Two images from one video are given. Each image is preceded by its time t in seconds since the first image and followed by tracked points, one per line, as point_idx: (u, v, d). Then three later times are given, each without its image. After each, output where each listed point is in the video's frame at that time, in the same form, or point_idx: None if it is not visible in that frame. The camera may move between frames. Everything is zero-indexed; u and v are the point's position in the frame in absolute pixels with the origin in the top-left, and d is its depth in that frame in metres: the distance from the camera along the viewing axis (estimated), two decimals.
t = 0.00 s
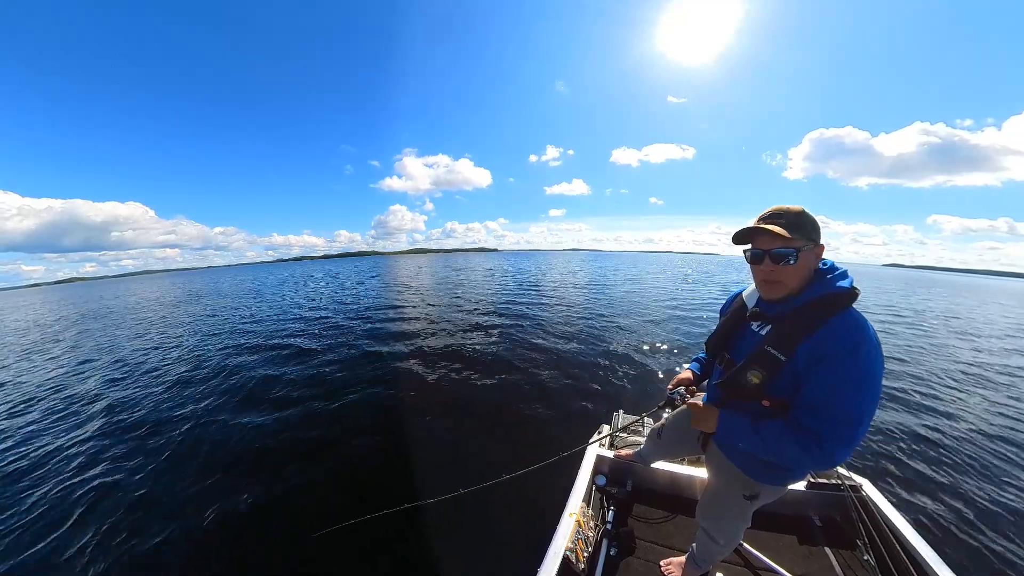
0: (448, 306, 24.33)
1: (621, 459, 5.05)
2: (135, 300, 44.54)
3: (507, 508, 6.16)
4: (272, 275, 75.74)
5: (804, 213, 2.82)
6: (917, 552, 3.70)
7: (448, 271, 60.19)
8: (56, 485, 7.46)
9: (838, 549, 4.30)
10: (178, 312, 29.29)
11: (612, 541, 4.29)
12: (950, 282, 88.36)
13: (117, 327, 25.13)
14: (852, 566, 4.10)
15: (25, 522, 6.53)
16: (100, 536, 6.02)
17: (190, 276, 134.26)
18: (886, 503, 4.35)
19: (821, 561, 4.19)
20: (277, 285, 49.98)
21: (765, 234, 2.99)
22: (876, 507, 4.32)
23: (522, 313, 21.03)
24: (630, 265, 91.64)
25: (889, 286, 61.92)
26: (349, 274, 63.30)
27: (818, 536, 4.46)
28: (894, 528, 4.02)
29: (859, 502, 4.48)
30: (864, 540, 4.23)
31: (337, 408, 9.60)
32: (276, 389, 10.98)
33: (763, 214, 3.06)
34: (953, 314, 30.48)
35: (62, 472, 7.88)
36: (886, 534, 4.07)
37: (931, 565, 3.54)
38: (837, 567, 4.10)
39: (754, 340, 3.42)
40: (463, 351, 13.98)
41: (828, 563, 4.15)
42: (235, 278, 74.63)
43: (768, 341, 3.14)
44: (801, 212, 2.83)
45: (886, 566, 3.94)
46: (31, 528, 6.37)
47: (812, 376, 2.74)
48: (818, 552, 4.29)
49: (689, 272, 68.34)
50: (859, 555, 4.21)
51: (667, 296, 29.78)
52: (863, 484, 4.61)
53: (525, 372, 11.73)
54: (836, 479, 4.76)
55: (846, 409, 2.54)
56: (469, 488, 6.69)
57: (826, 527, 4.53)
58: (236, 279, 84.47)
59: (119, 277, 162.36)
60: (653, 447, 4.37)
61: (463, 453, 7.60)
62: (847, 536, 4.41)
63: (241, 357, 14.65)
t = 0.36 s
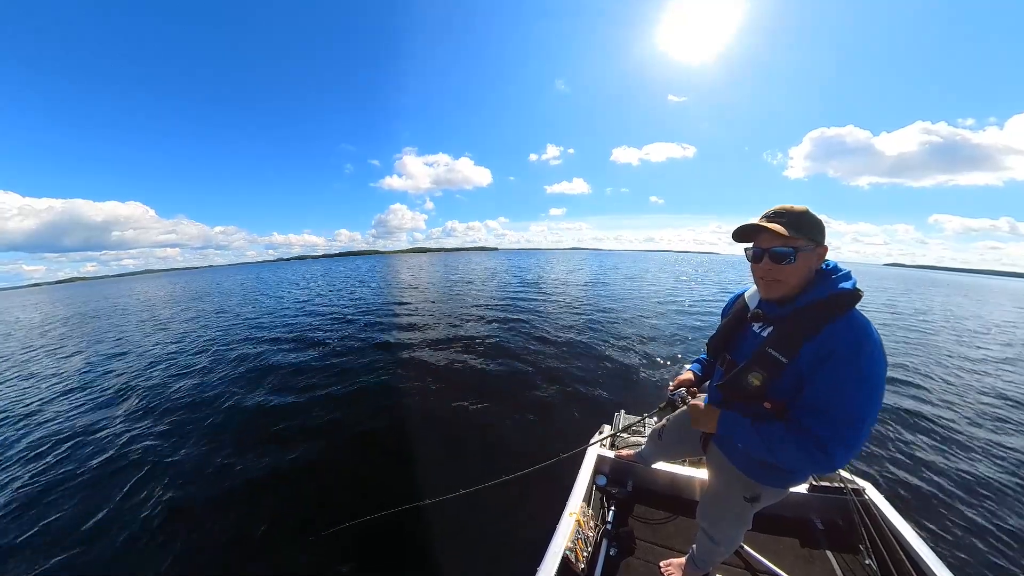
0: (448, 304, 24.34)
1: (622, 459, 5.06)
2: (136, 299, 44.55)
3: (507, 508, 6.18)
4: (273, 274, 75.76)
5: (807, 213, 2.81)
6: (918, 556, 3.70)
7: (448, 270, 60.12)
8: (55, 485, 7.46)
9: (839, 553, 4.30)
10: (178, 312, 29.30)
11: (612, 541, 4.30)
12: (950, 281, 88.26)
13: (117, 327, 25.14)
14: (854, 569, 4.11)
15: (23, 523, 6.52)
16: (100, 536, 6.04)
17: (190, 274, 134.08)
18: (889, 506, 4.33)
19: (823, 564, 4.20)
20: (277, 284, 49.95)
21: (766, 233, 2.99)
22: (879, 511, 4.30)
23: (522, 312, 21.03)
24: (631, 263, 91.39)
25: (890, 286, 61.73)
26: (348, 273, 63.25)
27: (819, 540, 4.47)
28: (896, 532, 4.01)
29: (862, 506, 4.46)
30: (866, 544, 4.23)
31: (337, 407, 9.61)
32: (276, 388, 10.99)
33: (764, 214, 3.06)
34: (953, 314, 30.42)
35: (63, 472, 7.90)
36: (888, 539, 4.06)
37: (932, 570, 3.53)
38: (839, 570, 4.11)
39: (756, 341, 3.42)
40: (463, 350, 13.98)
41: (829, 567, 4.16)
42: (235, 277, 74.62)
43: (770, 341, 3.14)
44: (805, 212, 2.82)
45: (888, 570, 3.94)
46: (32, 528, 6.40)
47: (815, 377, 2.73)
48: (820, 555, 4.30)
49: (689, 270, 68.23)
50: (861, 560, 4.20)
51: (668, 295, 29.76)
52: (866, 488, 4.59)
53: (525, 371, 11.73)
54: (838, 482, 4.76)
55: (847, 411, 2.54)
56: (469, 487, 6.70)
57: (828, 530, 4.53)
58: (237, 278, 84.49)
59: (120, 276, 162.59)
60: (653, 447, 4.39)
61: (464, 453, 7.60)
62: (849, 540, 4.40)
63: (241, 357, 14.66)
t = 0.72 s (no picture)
0: (449, 303, 24.33)
1: (624, 459, 5.08)
2: (137, 298, 44.48)
3: (508, 507, 6.17)
4: (273, 273, 75.69)
5: (806, 212, 2.82)
6: (922, 557, 3.71)
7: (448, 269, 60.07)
8: (54, 487, 7.44)
9: (843, 554, 4.32)
10: (178, 311, 29.29)
11: (613, 540, 4.32)
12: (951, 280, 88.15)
13: (117, 326, 25.16)
14: (858, 570, 4.12)
15: (23, 525, 6.50)
16: (100, 537, 6.03)
17: (191, 273, 134.11)
18: (892, 507, 4.34)
19: (826, 565, 4.20)
20: (277, 283, 49.90)
21: (764, 234, 2.99)
22: (883, 511, 4.31)
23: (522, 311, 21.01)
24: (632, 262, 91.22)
25: (890, 285, 61.64)
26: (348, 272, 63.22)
27: (823, 541, 4.47)
28: (900, 532, 4.02)
29: (866, 506, 4.46)
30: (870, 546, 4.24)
31: (337, 407, 9.59)
32: (276, 388, 10.97)
33: (763, 215, 3.07)
34: (955, 314, 30.35)
35: (62, 473, 7.89)
36: (892, 539, 4.07)
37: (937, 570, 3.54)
38: (843, 571, 4.12)
39: (760, 341, 3.42)
40: (463, 349, 13.97)
41: (832, 568, 4.17)
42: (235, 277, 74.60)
43: (773, 341, 3.14)
44: (804, 211, 2.83)
45: (892, 571, 3.94)
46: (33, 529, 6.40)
47: (819, 376, 2.74)
48: (824, 556, 4.31)
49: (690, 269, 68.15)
50: (865, 561, 4.21)
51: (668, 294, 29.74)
52: (870, 489, 4.60)
53: (526, 370, 11.71)
54: (843, 484, 4.76)
55: (852, 409, 2.54)
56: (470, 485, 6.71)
57: (832, 531, 4.53)
58: (237, 277, 84.41)
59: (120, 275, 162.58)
60: (655, 447, 4.41)
61: (464, 452, 7.59)
62: (853, 541, 4.41)
63: (241, 356, 14.65)
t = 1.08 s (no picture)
0: (450, 302, 24.30)
1: (627, 457, 5.09)
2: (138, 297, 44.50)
3: (511, 505, 6.18)
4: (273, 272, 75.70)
5: (811, 210, 2.84)
6: (927, 557, 3.70)
7: (449, 268, 60.03)
8: (55, 487, 7.42)
9: (847, 554, 4.32)
10: (179, 310, 29.32)
11: (616, 539, 4.33)
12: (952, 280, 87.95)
13: (119, 325, 25.22)
14: (861, 570, 4.13)
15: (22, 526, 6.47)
16: (101, 534, 6.02)
17: (191, 271, 133.88)
18: (898, 508, 4.32)
19: (830, 566, 4.20)
20: (278, 282, 49.84)
21: (769, 234, 2.99)
22: (887, 512, 4.30)
23: (524, 309, 20.97)
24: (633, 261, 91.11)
25: (892, 284, 61.44)
26: (349, 271, 63.16)
27: (827, 541, 4.47)
28: (905, 533, 4.02)
29: (870, 506, 4.46)
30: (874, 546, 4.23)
31: (339, 404, 9.57)
32: (276, 386, 10.95)
33: (768, 214, 3.08)
34: (957, 313, 30.23)
35: (63, 471, 7.90)
36: (897, 540, 4.06)
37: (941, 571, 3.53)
38: (847, 571, 4.12)
39: (764, 339, 3.42)
40: (464, 347, 13.95)
41: (836, 568, 4.18)
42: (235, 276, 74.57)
43: (777, 340, 3.14)
44: (808, 209, 2.85)
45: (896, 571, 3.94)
46: (34, 526, 6.41)
47: (823, 375, 2.74)
48: (828, 556, 4.31)
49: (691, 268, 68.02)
50: (869, 561, 4.21)
51: (670, 292, 29.64)
52: (875, 488, 4.59)
53: (527, 367, 11.69)
54: (847, 483, 4.75)
55: (856, 408, 2.54)
56: (472, 483, 6.71)
57: (836, 531, 4.53)
58: (238, 275, 84.45)
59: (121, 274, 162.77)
60: (659, 446, 4.41)
61: (466, 450, 7.59)
62: (857, 541, 4.41)
63: (241, 354, 14.64)
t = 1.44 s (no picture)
0: (450, 301, 24.32)
1: (629, 457, 5.10)
2: (138, 297, 44.42)
3: (512, 505, 6.20)
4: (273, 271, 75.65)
5: (827, 212, 2.80)
6: (931, 560, 3.70)
7: (448, 267, 60.03)
8: (56, 487, 7.44)
9: (850, 557, 4.32)
10: (179, 310, 29.32)
11: (617, 538, 4.34)
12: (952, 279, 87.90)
13: (119, 325, 25.25)
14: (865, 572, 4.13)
15: (23, 528, 6.47)
16: (103, 535, 6.05)
17: (191, 271, 133.88)
18: (902, 510, 4.32)
19: (833, 568, 4.22)
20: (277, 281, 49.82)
21: (796, 240, 2.85)
22: (891, 514, 4.29)
23: (524, 308, 20.97)
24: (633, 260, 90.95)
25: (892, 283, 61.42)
26: (348, 270, 63.13)
27: (830, 543, 4.48)
28: (909, 535, 4.01)
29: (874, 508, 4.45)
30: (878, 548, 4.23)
31: (340, 403, 9.58)
32: (277, 385, 10.97)
33: (787, 218, 2.94)
34: (957, 313, 30.24)
35: (65, 472, 7.93)
36: (901, 542, 4.06)
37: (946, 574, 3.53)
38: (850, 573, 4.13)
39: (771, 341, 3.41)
40: (465, 346, 13.97)
41: (839, 569, 4.19)
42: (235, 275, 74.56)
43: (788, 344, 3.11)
44: (826, 212, 2.81)
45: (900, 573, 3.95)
46: (36, 528, 6.43)
47: (832, 378, 2.73)
48: (830, 558, 4.32)
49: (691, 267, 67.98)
50: (872, 564, 4.21)
51: (670, 292, 29.63)
52: (879, 491, 4.57)
53: (528, 367, 11.71)
54: (850, 485, 4.73)
55: (863, 411, 2.54)
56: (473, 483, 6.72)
57: (839, 533, 4.53)
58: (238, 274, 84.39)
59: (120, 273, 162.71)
60: (660, 446, 4.42)
61: (467, 449, 7.61)
62: (860, 544, 4.41)
63: (242, 354, 14.66)
